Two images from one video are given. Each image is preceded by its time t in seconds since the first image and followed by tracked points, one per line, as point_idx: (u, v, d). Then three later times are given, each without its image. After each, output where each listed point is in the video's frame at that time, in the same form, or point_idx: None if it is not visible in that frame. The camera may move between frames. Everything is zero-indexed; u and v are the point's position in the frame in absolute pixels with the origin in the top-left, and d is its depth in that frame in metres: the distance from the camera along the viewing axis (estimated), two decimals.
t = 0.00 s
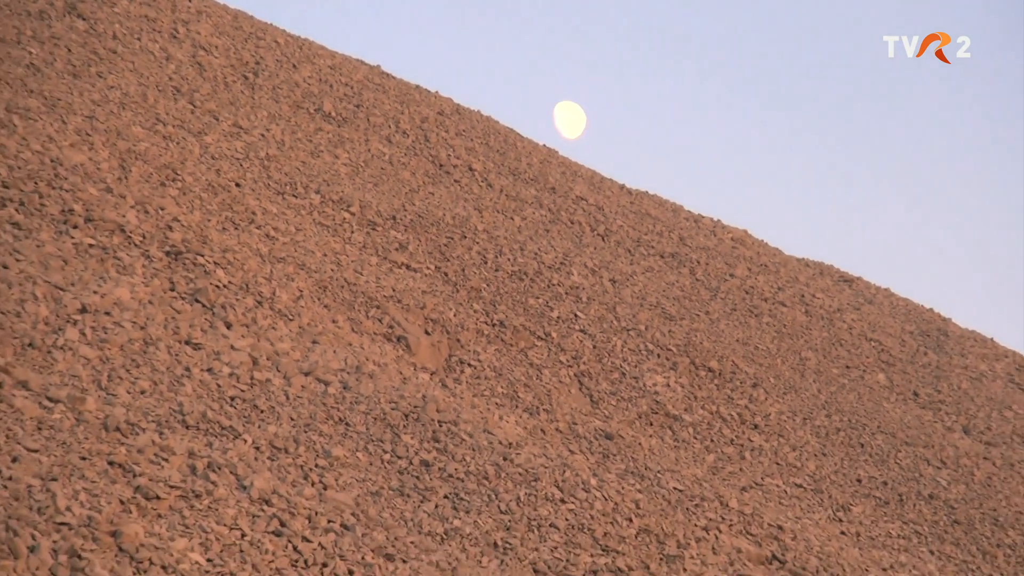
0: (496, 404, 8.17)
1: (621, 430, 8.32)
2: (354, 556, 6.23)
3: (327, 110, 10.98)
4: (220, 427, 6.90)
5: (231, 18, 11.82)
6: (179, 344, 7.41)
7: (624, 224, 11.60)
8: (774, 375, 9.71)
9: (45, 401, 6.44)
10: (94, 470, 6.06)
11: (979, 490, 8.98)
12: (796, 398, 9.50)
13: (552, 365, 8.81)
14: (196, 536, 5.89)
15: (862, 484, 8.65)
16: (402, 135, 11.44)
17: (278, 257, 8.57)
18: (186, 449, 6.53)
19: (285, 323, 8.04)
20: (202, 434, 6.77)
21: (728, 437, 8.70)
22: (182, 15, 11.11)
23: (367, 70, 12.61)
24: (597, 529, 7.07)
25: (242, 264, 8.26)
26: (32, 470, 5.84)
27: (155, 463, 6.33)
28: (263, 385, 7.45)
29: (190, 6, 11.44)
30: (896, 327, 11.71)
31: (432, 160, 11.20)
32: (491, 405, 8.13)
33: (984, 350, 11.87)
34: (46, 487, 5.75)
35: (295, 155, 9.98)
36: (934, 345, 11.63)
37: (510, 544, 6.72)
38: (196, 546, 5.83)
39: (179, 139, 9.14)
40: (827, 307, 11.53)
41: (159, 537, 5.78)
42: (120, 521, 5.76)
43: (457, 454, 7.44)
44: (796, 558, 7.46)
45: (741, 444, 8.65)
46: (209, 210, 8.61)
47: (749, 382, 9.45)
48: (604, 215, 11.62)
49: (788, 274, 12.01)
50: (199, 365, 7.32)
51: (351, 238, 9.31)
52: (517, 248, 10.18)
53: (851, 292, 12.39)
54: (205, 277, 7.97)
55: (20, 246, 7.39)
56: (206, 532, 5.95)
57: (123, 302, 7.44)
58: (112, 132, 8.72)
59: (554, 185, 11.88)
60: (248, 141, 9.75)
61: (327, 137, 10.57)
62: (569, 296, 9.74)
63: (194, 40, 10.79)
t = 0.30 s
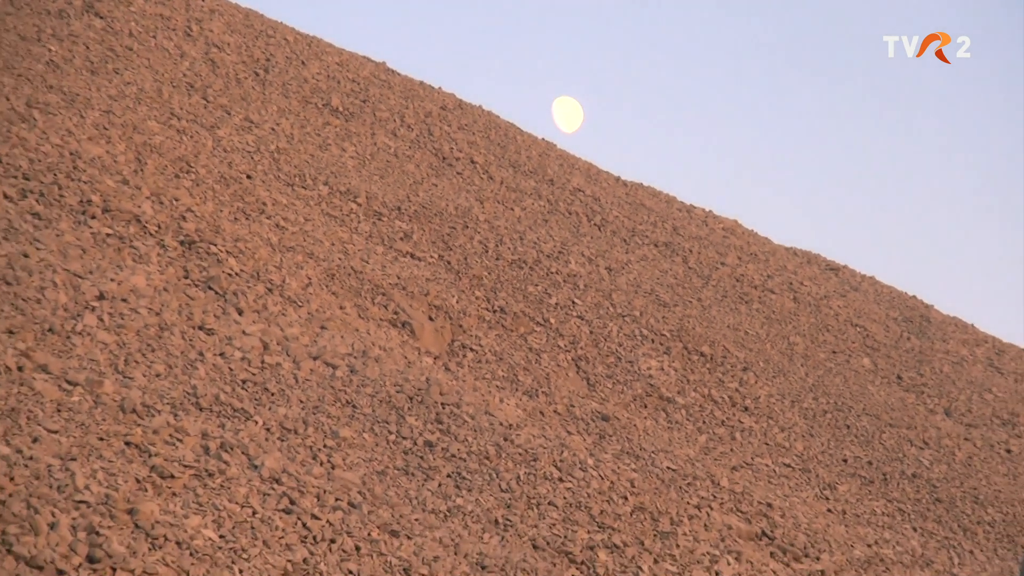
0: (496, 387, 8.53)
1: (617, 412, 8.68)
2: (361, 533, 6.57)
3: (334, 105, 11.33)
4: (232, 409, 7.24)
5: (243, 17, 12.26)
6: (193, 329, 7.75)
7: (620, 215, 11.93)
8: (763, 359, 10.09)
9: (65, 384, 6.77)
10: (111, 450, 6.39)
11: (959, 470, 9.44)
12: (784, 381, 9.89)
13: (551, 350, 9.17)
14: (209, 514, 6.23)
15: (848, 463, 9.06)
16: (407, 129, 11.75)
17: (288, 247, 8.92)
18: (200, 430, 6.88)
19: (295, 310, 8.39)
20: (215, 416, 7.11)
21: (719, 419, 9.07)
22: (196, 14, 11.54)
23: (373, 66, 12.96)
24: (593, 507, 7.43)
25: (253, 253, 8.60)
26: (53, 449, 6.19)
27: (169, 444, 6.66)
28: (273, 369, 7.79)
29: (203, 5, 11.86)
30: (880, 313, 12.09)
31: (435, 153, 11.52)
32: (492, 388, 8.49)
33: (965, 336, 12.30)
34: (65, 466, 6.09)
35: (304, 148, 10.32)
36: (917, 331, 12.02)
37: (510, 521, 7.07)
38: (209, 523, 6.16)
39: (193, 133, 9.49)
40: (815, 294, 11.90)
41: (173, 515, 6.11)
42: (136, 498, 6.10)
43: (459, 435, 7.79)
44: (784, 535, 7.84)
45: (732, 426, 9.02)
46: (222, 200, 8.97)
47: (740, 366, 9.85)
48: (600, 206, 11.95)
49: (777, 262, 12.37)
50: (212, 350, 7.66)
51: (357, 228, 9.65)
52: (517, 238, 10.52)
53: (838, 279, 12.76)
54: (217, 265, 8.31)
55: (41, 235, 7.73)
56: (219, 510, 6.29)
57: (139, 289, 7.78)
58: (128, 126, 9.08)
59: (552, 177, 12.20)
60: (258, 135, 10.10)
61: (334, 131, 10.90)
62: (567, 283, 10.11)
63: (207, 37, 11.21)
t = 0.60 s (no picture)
0: (499, 371, 8.89)
1: (614, 395, 9.05)
2: (369, 511, 6.91)
3: (343, 100, 11.70)
4: (245, 392, 7.58)
5: (256, 16, 12.68)
6: (207, 316, 8.10)
7: (617, 206, 12.29)
8: (755, 345, 10.46)
9: (84, 368, 7.08)
10: (129, 432, 6.72)
11: (942, 451, 9.82)
12: (775, 365, 10.26)
13: (551, 336, 9.54)
14: (223, 493, 6.58)
15: (836, 444, 9.45)
16: (413, 123, 12.09)
17: (298, 237, 9.27)
18: (214, 413, 7.23)
19: (305, 297, 8.74)
20: (228, 399, 7.45)
21: (713, 402, 9.43)
22: (209, 14, 11.97)
23: (380, 64, 13.33)
24: (592, 487, 7.79)
25: (264, 243, 8.97)
26: (73, 431, 6.48)
27: (185, 426, 7.01)
28: (284, 354, 8.14)
29: (216, 5, 12.30)
30: (867, 301, 12.46)
31: (439, 146, 11.85)
32: (495, 372, 8.85)
33: (949, 322, 12.69)
34: (85, 447, 6.39)
35: (314, 141, 10.66)
36: (902, 317, 12.39)
37: (512, 500, 7.42)
38: (223, 502, 6.50)
39: (207, 128, 9.89)
40: (804, 282, 12.27)
41: (188, 494, 6.44)
42: (153, 478, 6.40)
43: (463, 417, 8.15)
44: (775, 514, 8.22)
45: (725, 409, 9.39)
46: (235, 192, 9.34)
47: (732, 351, 10.22)
48: (598, 198, 12.31)
49: (768, 252, 12.74)
50: (226, 335, 8.01)
51: (365, 218, 10.00)
52: (518, 228, 10.88)
53: (826, 268, 13.12)
54: (231, 254, 8.68)
55: (61, 226, 8.08)
56: (232, 489, 6.64)
57: (156, 277, 8.13)
58: (145, 121, 9.48)
59: (552, 170, 12.55)
60: (270, 129, 10.47)
61: (343, 125, 11.25)
62: (566, 272, 10.48)
63: (220, 35, 11.63)
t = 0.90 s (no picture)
0: (500, 359, 9.25)
1: (611, 381, 9.43)
2: (375, 493, 7.26)
3: (351, 99, 12.08)
4: (257, 379, 7.94)
5: (267, 18, 13.08)
6: (220, 305, 8.46)
7: (615, 201, 12.67)
8: (747, 334, 10.83)
9: (102, 356, 7.44)
10: (145, 417, 7.08)
11: (926, 436, 10.19)
12: (766, 353, 10.64)
13: (551, 325, 9.91)
14: (235, 476, 6.93)
15: (824, 430, 9.83)
16: (418, 121, 12.45)
17: (308, 229, 9.64)
18: (227, 399, 7.59)
19: (315, 288, 9.10)
20: (241, 385, 7.81)
21: (706, 388, 9.81)
22: (223, 16, 12.38)
23: (387, 63, 13.71)
24: (590, 470, 8.15)
25: (275, 236, 9.35)
26: (92, 416, 6.85)
27: (199, 412, 7.37)
28: (295, 342, 8.50)
29: (229, 8, 12.71)
30: (855, 292, 12.83)
31: (443, 143, 12.21)
32: (497, 360, 9.22)
33: (933, 312, 13.07)
34: (103, 431, 6.76)
35: (323, 138, 11.03)
36: (889, 307, 12.75)
37: (513, 483, 7.78)
38: (235, 484, 6.87)
39: (221, 125, 10.27)
40: (794, 273, 12.64)
41: (202, 476, 6.81)
42: (168, 462, 6.77)
43: (466, 403, 8.52)
44: (766, 496, 8.59)
45: (718, 395, 9.76)
46: (247, 187, 9.71)
47: (725, 339, 10.60)
48: (597, 192, 12.68)
49: (759, 244, 13.11)
50: (238, 324, 8.37)
51: (372, 212, 10.36)
52: (519, 221, 11.25)
53: (815, 260, 13.50)
54: (243, 247, 9.05)
55: (80, 219, 8.45)
56: (245, 472, 7.00)
57: (171, 269, 8.50)
58: (161, 118, 9.85)
59: (552, 165, 12.91)
60: (281, 126, 10.84)
61: (351, 123, 11.62)
62: (565, 264, 10.86)
63: (234, 37, 12.03)
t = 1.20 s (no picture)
0: (502, 349, 9.64)
1: (608, 371, 9.82)
2: (382, 478, 7.64)
3: (359, 100, 12.48)
4: (268, 368, 8.32)
5: (278, 21, 13.48)
6: (233, 298, 8.84)
7: (612, 197, 13.07)
8: (739, 325, 11.23)
9: (120, 346, 7.82)
10: (161, 404, 7.46)
11: (910, 423, 10.59)
12: (758, 344, 11.03)
13: (551, 317, 10.30)
14: (247, 462, 7.32)
15: (813, 417, 10.22)
16: (423, 121, 12.84)
17: (318, 225, 10.02)
18: (240, 388, 7.97)
19: (324, 281, 9.48)
20: (253, 374, 8.19)
21: (700, 377, 10.21)
22: (235, 19, 12.79)
23: (393, 65, 14.11)
24: (588, 456, 8.54)
25: (286, 231, 9.73)
26: (109, 404, 7.22)
27: (213, 400, 7.75)
28: (305, 333, 8.87)
29: (242, 12, 13.12)
30: (842, 285, 13.21)
31: (447, 141, 12.60)
32: (499, 350, 9.61)
33: (918, 303, 13.45)
34: (121, 418, 7.14)
35: (331, 137, 11.42)
36: (875, 300, 13.14)
37: (514, 468, 8.16)
38: (247, 470, 7.26)
39: (233, 125, 10.67)
40: (785, 267, 13.04)
41: (216, 462, 7.20)
42: (183, 449, 7.16)
43: (469, 391, 8.90)
44: (757, 481, 8.99)
45: (711, 384, 10.16)
46: (259, 184, 10.10)
47: (718, 331, 11.00)
48: (594, 189, 13.08)
49: (751, 239, 13.50)
50: (251, 316, 8.75)
51: (379, 208, 10.74)
52: (520, 217, 11.63)
53: (804, 255, 13.90)
54: (255, 242, 9.44)
55: (99, 215, 8.83)
56: (256, 458, 7.38)
57: (186, 263, 8.88)
58: (177, 119, 10.25)
59: (552, 163, 13.30)
60: (292, 125, 11.22)
61: (358, 123, 12.02)
62: (564, 258, 11.25)
63: (246, 40, 12.44)
